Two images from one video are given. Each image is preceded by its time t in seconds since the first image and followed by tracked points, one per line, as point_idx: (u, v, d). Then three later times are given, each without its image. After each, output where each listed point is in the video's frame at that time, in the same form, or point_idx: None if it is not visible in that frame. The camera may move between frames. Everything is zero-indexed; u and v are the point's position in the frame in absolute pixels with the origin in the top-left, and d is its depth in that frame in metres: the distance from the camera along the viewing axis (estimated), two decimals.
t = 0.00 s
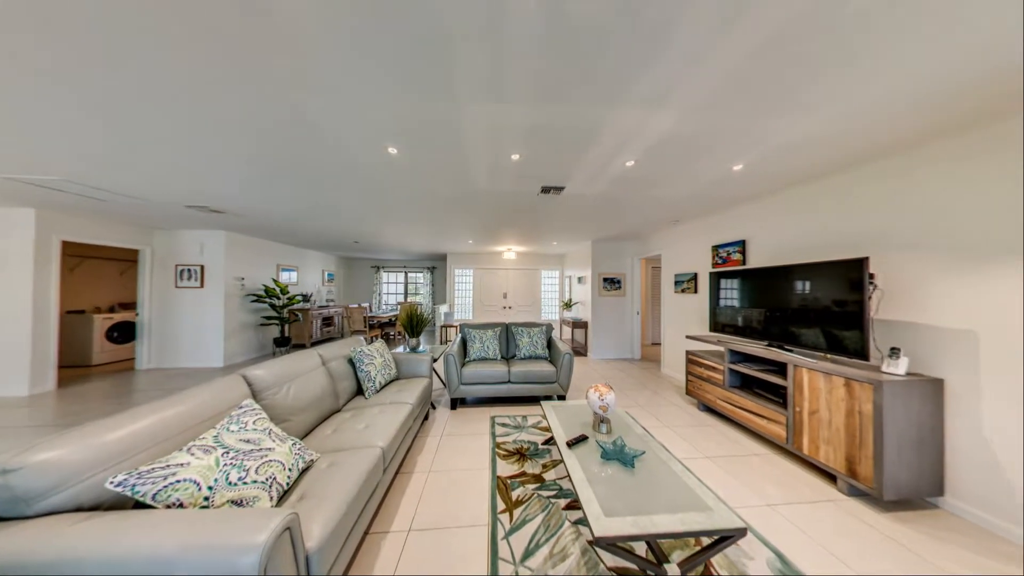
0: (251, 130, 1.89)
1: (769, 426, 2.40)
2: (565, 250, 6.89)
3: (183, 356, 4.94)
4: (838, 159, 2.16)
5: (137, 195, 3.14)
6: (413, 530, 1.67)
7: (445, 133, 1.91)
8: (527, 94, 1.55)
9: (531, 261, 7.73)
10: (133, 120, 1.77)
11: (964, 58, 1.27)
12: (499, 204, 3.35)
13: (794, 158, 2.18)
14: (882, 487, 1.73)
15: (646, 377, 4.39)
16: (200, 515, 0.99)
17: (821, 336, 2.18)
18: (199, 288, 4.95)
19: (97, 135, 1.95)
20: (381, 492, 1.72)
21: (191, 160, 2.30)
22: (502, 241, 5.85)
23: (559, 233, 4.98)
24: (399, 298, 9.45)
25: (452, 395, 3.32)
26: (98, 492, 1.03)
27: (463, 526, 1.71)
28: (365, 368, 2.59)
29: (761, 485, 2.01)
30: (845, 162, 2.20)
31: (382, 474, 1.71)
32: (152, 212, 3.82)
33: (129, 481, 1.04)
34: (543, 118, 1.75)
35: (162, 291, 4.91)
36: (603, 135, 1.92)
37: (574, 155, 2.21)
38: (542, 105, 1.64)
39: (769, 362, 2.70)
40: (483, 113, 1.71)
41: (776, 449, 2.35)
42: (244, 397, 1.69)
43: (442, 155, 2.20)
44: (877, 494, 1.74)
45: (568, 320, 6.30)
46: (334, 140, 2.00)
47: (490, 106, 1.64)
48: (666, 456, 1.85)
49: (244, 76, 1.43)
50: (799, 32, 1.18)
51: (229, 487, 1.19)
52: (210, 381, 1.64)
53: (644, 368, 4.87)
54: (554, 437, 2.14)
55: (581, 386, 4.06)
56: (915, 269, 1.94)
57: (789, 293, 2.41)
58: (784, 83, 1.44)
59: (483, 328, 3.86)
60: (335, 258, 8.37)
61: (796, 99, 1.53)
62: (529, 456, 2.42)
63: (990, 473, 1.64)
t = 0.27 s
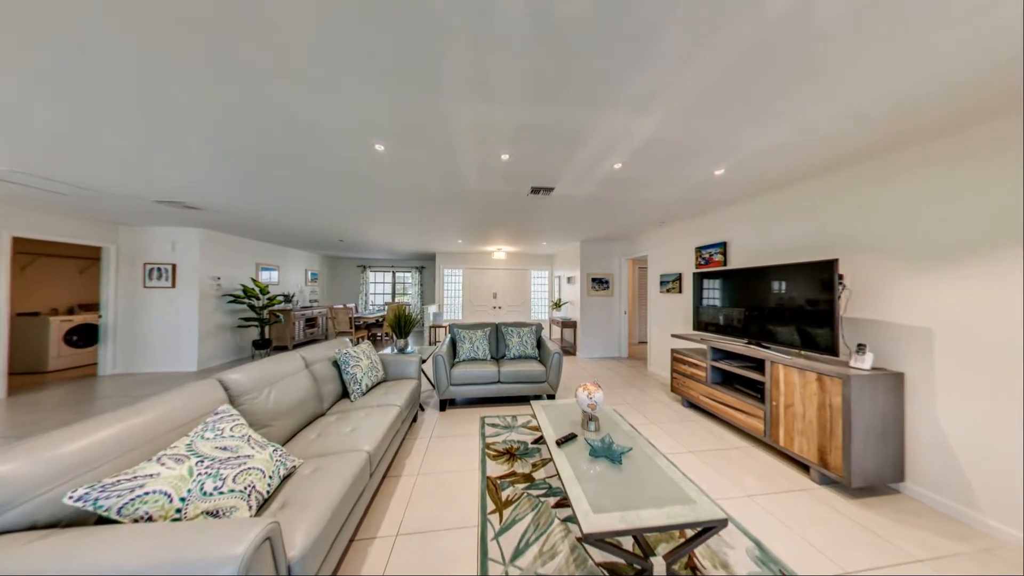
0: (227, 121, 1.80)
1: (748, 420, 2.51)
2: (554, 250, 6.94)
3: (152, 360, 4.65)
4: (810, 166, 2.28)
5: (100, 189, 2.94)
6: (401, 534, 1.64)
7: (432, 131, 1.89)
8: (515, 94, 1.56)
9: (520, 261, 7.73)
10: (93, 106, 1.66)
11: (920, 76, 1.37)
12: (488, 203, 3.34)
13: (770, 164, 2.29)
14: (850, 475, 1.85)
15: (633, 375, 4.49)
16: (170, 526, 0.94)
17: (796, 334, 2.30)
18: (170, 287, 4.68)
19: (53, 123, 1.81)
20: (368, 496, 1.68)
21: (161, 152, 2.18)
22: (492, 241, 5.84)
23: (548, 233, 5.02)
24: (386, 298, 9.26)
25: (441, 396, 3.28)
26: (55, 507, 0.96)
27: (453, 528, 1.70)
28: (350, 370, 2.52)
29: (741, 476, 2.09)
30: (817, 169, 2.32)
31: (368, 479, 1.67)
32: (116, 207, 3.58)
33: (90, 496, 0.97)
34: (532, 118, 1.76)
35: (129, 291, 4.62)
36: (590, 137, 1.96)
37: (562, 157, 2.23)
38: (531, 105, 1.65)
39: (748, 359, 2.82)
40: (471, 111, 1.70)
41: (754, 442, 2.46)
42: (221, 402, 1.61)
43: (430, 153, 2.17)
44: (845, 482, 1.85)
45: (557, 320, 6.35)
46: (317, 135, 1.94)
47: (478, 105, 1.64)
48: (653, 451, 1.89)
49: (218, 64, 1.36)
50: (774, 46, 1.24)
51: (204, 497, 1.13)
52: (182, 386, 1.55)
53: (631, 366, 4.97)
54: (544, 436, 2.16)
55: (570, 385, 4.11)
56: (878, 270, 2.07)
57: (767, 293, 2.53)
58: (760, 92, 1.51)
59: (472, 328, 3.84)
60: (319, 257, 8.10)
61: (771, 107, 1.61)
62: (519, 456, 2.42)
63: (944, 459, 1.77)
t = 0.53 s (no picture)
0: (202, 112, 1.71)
1: (729, 415, 2.60)
2: (544, 250, 6.99)
3: (117, 365, 4.36)
4: (785, 172, 2.40)
5: (58, 181, 2.72)
6: (389, 539, 1.61)
7: (421, 129, 1.86)
8: (505, 94, 1.56)
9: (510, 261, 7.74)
10: (51, 91, 1.54)
11: (882, 91, 1.47)
12: (478, 203, 3.33)
13: (749, 170, 2.39)
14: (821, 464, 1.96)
15: (620, 373, 4.58)
16: (139, 542, 0.89)
17: (773, 332, 2.40)
18: (138, 287, 4.40)
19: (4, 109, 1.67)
20: (354, 502, 1.64)
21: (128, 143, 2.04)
22: (482, 240, 5.81)
23: (537, 233, 5.05)
24: (373, 299, 9.05)
25: (430, 398, 3.24)
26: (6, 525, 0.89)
27: (442, 530, 1.68)
28: (335, 373, 2.44)
29: (722, 469, 2.17)
30: (792, 175, 2.44)
31: (354, 484, 1.63)
32: (77, 201, 3.33)
33: (45, 512, 0.90)
34: (521, 119, 1.76)
35: (91, 292, 4.31)
36: (579, 140, 1.98)
37: (552, 158, 2.25)
38: (520, 106, 1.65)
39: (729, 357, 2.93)
40: (461, 110, 1.68)
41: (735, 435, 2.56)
42: (195, 408, 1.53)
43: (418, 151, 2.14)
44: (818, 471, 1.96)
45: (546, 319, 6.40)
46: (300, 130, 1.87)
47: (468, 104, 1.63)
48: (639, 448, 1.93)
49: (191, 53, 1.30)
50: (751, 58, 1.30)
51: (176, 509, 1.07)
52: (152, 392, 1.46)
53: (619, 365, 5.07)
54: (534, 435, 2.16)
55: (560, 384, 4.15)
56: (847, 270, 2.20)
57: (746, 293, 2.64)
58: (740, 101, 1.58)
59: (461, 329, 3.81)
60: (301, 255, 7.82)
61: (750, 115, 1.69)
62: (509, 456, 2.42)
63: (905, 447, 1.90)
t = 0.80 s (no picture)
0: (175, 102, 1.62)
1: (711, 411, 2.70)
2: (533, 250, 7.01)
3: (77, 371, 4.06)
4: (764, 177, 2.51)
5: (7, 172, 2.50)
6: (376, 544, 1.57)
7: (410, 126, 1.83)
8: (495, 94, 1.56)
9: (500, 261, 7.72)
10: (1, 73, 1.42)
11: (850, 103, 1.57)
12: (468, 203, 3.31)
13: (730, 174, 2.48)
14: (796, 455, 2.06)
15: (609, 372, 4.66)
16: (103, 559, 0.83)
17: (752, 331, 2.51)
18: (101, 287, 4.11)
19: None
20: (339, 508, 1.59)
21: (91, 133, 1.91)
22: (471, 240, 5.77)
23: (527, 234, 5.06)
24: (359, 299, 8.82)
25: (418, 400, 3.19)
26: None
27: (431, 533, 1.65)
28: (319, 376, 2.36)
29: (705, 463, 2.25)
30: (770, 180, 2.56)
31: (339, 489, 1.58)
32: (31, 194, 3.08)
33: None
34: (512, 119, 1.77)
35: (47, 292, 3.99)
36: (568, 141, 2.00)
37: (542, 159, 2.26)
38: (510, 106, 1.65)
39: (712, 354, 3.03)
40: (450, 108, 1.67)
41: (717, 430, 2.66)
42: (165, 415, 1.44)
43: (406, 148, 2.10)
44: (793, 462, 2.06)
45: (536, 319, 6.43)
46: (282, 123, 1.80)
47: (457, 103, 1.62)
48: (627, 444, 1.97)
49: (163, 38, 1.23)
50: (732, 66, 1.36)
51: (144, 523, 1.01)
52: (117, 399, 1.37)
53: (607, 363, 5.15)
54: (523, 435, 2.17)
55: (549, 383, 4.18)
56: (820, 271, 2.33)
57: (727, 292, 2.74)
58: (721, 109, 1.64)
59: (451, 329, 3.77)
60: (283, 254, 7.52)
61: (731, 122, 1.76)
62: (499, 456, 2.42)
63: (872, 437, 2.03)
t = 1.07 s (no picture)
0: (144, 90, 1.53)
1: (695, 407, 2.79)
2: (523, 250, 7.03)
3: (31, 377, 3.75)
4: (744, 182, 2.62)
5: None
6: (362, 550, 1.54)
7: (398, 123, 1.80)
8: (485, 94, 1.55)
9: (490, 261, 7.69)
10: None
11: (822, 114, 1.66)
12: (458, 202, 3.28)
13: (713, 178, 2.58)
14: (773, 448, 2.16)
15: (597, 370, 4.73)
16: None
17: (733, 329, 2.61)
18: (59, 287, 3.82)
19: None
20: (323, 515, 1.54)
21: (48, 120, 1.77)
22: (461, 240, 5.73)
23: (517, 234, 5.07)
24: (345, 299, 8.58)
25: (406, 401, 3.14)
26: None
27: (420, 537, 1.63)
28: (302, 379, 2.28)
29: (689, 458, 2.32)
30: (749, 185, 2.68)
31: (324, 496, 1.53)
32: None
33: None
34: (502, 119, 1.76)
35: None
36: (558, 142, 2.02)
37: (532, 159, 2.27)
38: (501, 107, 1.65)
39: (695, 352, 3.14)
40: (440, 107, 1.65)
41: (701, 426, 2.75)
42: (134, 423, 1.36)
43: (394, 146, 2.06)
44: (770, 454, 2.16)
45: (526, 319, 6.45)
46: (263, 116, 1.73)
47: (447, 101, 1.60)
48: (615, 442, 2.01)
49: (130, 21, 1.15)
50: (714, 75, 1.41)
51: (107, 539, 0.95)
52: (77, 408, 1.28)
53: (596, 362, 5.23)
54: (513, 435, 2.17)
55: (539, 383, 4.20)
56: (794, 272, 2.45)
57: (709, 292, 2.84)
58: (704, 116, 1.71)
59: (440, 330, 3.73)
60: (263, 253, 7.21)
61: (713, 128, 1.82)
62: (489, 456, 2.41)
63: (842, 429, 2.15)
